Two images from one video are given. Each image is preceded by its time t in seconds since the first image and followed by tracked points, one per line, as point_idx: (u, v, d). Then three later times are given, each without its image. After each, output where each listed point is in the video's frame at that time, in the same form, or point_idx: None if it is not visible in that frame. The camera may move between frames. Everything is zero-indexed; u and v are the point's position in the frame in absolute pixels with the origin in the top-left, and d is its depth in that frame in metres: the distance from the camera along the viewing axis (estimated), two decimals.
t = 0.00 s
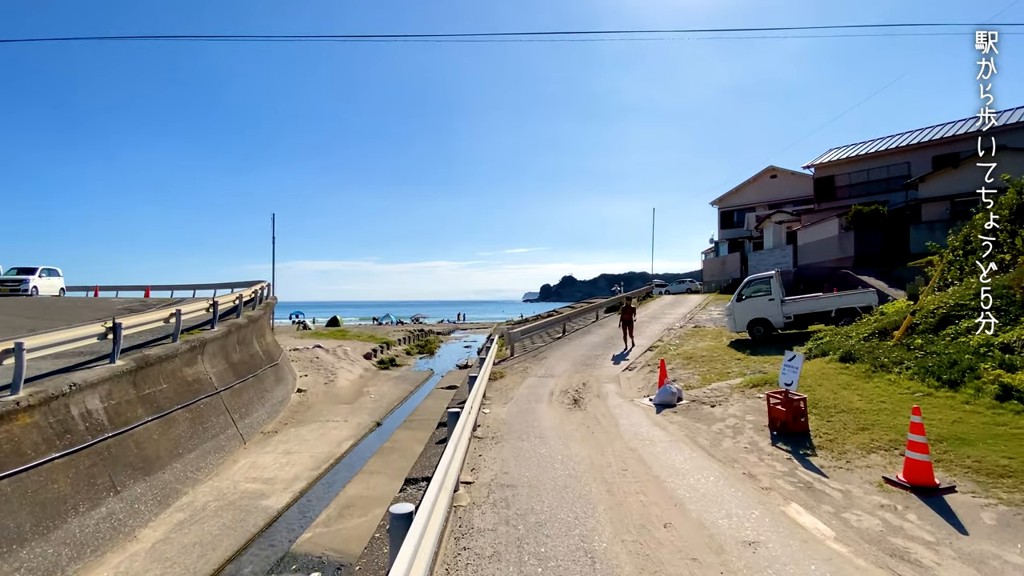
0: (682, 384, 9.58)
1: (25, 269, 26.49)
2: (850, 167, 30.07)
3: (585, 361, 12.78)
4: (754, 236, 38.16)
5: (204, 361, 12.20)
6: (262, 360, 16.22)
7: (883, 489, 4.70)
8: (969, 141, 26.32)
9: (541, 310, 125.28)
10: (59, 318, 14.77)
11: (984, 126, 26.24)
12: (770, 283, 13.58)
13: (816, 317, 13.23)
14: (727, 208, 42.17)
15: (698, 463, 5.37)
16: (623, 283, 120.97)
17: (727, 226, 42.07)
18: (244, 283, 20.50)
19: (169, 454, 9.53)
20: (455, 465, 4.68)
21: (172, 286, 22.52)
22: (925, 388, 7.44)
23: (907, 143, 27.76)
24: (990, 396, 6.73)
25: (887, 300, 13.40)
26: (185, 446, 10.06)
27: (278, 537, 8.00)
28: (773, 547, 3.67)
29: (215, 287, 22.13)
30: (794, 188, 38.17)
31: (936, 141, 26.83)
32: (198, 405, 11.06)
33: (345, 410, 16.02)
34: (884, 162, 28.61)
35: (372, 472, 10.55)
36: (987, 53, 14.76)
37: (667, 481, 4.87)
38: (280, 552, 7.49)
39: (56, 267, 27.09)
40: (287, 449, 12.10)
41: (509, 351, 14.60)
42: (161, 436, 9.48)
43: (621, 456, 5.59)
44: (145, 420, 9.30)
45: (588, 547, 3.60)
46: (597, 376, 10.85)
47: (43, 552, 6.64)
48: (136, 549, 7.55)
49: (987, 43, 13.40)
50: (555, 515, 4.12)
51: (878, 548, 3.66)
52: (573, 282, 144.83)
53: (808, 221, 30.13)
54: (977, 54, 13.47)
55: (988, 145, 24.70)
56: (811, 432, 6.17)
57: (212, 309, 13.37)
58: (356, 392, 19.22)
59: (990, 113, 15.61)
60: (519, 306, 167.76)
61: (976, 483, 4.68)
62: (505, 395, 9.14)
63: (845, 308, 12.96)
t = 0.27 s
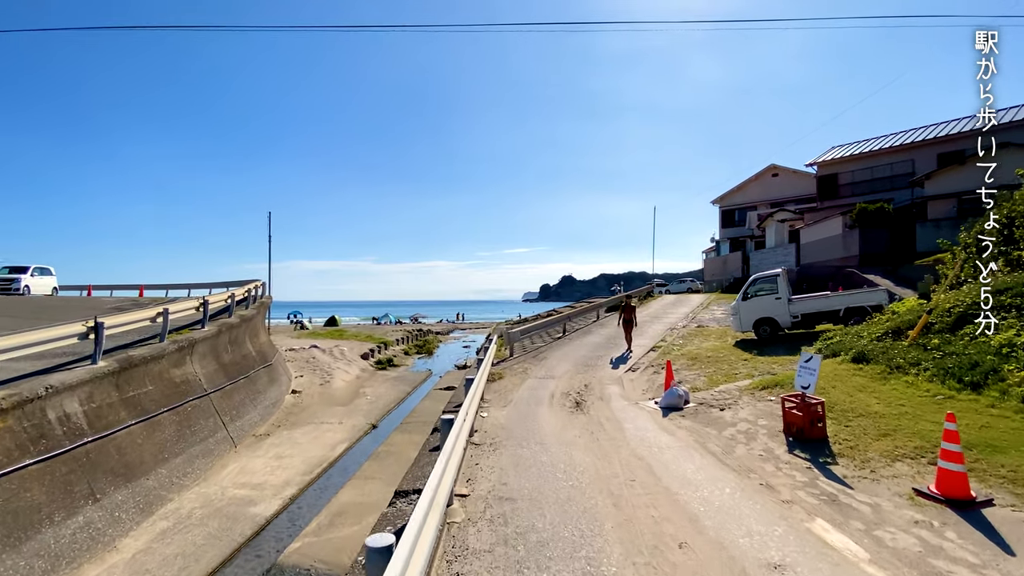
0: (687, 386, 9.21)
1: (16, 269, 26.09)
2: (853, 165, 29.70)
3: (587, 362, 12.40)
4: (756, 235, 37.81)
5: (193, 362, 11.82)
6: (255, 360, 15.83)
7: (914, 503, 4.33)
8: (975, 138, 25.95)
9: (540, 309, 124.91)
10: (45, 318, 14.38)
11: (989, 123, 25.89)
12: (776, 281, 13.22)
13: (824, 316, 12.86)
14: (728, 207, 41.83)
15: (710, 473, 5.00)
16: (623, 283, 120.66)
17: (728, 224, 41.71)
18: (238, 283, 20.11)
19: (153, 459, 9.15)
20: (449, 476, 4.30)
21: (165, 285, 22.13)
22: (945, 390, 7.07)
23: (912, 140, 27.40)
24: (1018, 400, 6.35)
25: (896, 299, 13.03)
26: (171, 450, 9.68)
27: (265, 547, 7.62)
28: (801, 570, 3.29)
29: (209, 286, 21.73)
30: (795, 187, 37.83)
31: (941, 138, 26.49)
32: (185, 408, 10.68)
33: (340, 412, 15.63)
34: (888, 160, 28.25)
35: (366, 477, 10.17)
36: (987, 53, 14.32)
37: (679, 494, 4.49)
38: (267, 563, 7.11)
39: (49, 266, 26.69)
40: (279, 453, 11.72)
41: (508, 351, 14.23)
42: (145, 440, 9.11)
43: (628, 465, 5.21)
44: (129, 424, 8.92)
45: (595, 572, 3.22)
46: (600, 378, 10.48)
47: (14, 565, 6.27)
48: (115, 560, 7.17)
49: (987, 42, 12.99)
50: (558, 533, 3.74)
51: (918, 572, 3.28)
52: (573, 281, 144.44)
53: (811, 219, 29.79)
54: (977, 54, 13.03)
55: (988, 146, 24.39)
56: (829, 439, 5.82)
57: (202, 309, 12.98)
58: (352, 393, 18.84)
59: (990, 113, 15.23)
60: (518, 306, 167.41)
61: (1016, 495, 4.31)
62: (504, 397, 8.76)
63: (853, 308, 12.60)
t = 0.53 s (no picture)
0: (694, 391, 8.82)
1: (8, 269, 25.69)
2: (856, 163, 29.33)
3: (588, 365, 12.01)
4: (757, 234, 37.46)
5: (181, 366, 11.41)
6: (247, 363, 15.43)
7: (953, 527, 3.94)
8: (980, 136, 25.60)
9: (539, 309, 124.56)
10: (30, 319, 13.96)
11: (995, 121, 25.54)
12: (783, 281, 12.84)
13: (832, 318, 12.49)
14: (728, 206, 41.49)
15: (726, 492, 4.61)
16: (623, 283, 120.36)
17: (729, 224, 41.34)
18: (231, 283, 19.69)
19: (136, 469, 8.77)
20: (443, 497, 3.90)
21: (157, 286, 21.70)
22: (970, 398, 6.69)
23: (916, 138, 27.04)
24: None
25: (907, 300, 12.65)
26: (155, 459, 9.29)
27: (251, 562, 7.23)
28: None
29: (202, 286, 21.31)
30: (797, 186, 37.48)
31: (946, 137, 26.14)
32: (171, 413, 10.28)
33: (335, 416, 15.22)
34: (892, 158, 27.90)
35: (359, 486, 9.78)
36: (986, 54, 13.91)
37: (694, 516, 4.10)
38: None
39: (40, 267, 26.26)
40: (270, 460, 11.32)
41: (507, 354, 13.83)
42: (126, 448, 8.71)
43: (638, 482, 4.81)
44: (110, 432, 8.53)
45: None
46: (602, 382, 10.09)
47: None
48: None
49: (987, 43, 12.57)
50: (564, 565, 3.35)
51: None
52: (572, 281, 144.06)
53: (814, 218, 29.42)
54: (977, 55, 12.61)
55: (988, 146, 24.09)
56: (851, 451, 5.45)
57: (191, 310, 12.58)
58: (348, 395, 18.44)
59: (990, 114, 14.83)
60: (517, 306, 167.02)
61: None
62: (504, 403, 8.39)
63: (863, 309, 12.22)
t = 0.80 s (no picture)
0: (701, 392, 8.43)
1: None
2: (860, 161, 28.96)
3: (589, 364, 11.60)
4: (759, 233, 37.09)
5: (168, 366, 11.00)
6: (239, 363, 15.01)
7: (1000, 545, 3.56)
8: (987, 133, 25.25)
9: (539, 309, 124.15)
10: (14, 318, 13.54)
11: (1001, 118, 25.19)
12: (791, 279, 12.45)
13: (841, 316, 12.10)
14: (729, 205, 41.11)
15: (744, 503, 4.23)
16: (623, 283, 119.96)
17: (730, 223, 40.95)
18: (224, 281, 19.28)
19: (117, 474, 8.37)
20: (434, 513, 3.50)
21: (149, 284, 21.29)
22: (997, 399, 6.30)
23: (921, 135, 26.67)
24: None
25: (919, 297, 12.27)
26: (138, 463, 8.90)
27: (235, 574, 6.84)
28: None
29: (195, 284, 20.90)
30: (799, 184, 37.14)
31: (952, 133, 25.78)
32: (157, 415, 9.88)
33: (329, 418, 14.81)
34: (896, 155, 27.52)
35: (352, 490, 9.38)
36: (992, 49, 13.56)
37: (712, 532, 3.72)
38: None
39: (32, 265, 25.84)
40: (260, 463, 10.91)
41: (506, 354, 13.43)
42: (107, 452, 8.31)
43: (648, 492, 4.43)
44: (89, 435, 8.13)
45: None
46: (605, 383, 9.69)
47: None
48: None
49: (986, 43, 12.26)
50: None
51: None
52: (571, 281, 143.67)
53: (817, 217, 29.04)
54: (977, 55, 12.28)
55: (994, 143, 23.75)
56: (876, 458, 5.06)
57: (180, 308, 12.17)
58: (343, 396, 18.03)
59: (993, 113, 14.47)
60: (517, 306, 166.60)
61: None
62: (502, 404, 8.00)
63: (874, 307, 11.83)
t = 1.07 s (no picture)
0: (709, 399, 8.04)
1: None
2: (863, 159, 28.58)
3: (591, 368, 11.20)
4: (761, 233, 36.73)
5: (154, 371, 10.59)
6: (231, 366, 14.60)
7: None
8: (993, 131, 24.89)
9: (538, 309, 123.73)
10: None
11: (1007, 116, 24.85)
12: (799, 280, 12.06)
13: (851, 319, 11.70)
14: (730, 205, 40.74)
15: (766, 530, 3.84)
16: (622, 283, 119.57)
17: (731, 222, 40.55)
18: (217, 282, 18.86)
19: (95, 485, 7.97)
20: (422, 547, 3.11)
21: (141, 285, 20.85)
22: None
23: (926, 134, 26.31)
24: None
25: (932, 298, 11.88)
26: (119, 473, 8.50)
27: None
28: None
29: (188, 285, 20.48)
30: (801, 184, 36.78)
31: (957, 131, 25.44)
32: (140, 422, 9.48)
33: (323, 422, 14.40)
34: (900, 154, 27.17)
35: (344, 501, 8.98)
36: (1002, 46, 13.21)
37: (735, 565, 3.32)
38: None
39: (23, 265, 25.41)
40: (249, 471, 10.52)
41: (505, 357, 13.02)
42: (84, 462, 7.92)
43: (661, 516, 4.03)
44: (66, 445, 7.73)
45: None
46: (608, 389, 9.30)
47: None
48: None
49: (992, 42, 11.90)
50: None
51: None
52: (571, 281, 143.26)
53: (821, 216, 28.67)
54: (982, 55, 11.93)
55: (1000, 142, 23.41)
56: (907, 475, 4.68)
57: (167, 310, 11.75)
58: (338, 400, 17.61)
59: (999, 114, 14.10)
60: (516, 306, 166.17)
61: None
62: (501, 413, 7.60)
63: (885, 309, 11.43)
